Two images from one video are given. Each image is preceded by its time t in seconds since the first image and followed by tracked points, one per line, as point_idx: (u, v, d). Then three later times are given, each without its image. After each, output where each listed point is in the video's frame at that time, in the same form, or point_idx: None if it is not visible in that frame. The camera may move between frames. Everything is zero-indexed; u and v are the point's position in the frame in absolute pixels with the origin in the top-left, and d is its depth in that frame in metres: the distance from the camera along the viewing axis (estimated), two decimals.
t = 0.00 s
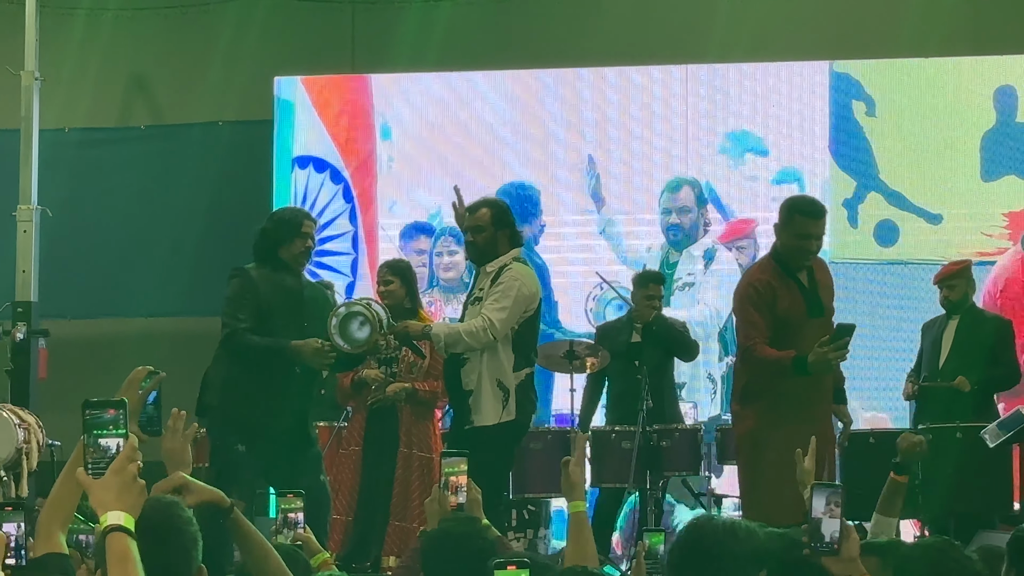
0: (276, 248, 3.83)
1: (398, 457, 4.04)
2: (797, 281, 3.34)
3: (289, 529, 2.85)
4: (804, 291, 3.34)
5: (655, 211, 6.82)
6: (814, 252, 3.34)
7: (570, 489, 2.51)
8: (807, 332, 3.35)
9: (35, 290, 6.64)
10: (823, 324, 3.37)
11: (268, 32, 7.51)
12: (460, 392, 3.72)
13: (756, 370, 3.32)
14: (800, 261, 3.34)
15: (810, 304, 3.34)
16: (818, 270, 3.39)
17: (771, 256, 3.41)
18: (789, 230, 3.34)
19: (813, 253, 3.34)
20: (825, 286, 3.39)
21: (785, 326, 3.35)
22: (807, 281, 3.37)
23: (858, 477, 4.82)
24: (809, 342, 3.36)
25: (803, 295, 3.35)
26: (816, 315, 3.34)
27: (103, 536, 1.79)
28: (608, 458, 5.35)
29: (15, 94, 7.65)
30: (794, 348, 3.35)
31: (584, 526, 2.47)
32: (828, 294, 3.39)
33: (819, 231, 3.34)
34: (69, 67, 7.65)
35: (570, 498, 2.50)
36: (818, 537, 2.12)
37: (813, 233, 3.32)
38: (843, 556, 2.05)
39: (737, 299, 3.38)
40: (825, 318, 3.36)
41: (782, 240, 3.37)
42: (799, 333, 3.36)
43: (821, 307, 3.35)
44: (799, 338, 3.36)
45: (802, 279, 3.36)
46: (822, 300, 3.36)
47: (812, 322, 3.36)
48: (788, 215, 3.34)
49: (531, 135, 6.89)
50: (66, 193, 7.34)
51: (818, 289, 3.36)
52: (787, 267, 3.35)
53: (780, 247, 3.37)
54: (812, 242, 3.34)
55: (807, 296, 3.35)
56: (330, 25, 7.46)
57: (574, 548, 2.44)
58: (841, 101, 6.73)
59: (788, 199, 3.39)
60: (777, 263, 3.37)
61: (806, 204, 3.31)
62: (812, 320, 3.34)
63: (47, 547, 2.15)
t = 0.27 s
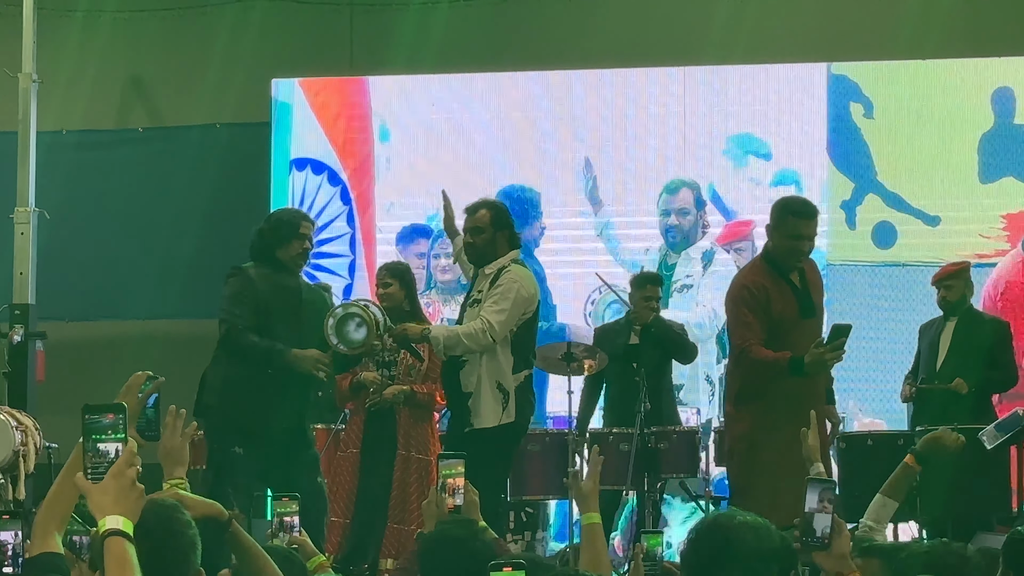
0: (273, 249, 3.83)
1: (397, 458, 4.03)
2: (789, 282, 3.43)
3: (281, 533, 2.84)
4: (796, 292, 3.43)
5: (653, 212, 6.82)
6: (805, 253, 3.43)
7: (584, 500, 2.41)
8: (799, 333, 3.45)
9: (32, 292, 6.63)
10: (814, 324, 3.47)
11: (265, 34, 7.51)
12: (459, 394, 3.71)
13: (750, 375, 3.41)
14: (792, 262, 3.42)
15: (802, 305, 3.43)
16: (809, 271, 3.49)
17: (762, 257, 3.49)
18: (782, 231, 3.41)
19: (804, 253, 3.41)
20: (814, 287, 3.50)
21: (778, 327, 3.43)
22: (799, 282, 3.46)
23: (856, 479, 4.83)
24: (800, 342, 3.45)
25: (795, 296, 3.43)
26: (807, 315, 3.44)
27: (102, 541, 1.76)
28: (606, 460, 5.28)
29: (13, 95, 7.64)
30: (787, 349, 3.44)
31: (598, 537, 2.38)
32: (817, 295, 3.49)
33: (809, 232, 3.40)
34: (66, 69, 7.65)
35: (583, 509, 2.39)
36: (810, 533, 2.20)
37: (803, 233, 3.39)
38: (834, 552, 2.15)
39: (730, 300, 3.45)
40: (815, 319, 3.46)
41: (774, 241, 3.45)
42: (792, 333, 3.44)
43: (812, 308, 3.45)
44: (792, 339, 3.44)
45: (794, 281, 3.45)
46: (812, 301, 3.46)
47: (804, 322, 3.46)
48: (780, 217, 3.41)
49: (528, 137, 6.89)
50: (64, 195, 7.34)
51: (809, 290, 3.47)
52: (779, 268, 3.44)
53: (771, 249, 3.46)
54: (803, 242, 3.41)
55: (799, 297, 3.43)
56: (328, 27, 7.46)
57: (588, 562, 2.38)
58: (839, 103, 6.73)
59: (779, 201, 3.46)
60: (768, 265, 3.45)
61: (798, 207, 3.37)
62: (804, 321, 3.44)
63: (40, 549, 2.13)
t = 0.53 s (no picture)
0: (272, 252, 3.82)
1: (397, 461, 4.03)
2: (788, 284, 3.43)
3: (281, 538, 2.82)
4: (796, 293, 3.43)
5: (654, 215, 6.82)
6: (803, 255, 3.42)
7: (604, 512, 2.32)
8: (799, 335, 3.44)
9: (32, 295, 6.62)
10: (813, 327, 3.46)
11: (264, 37, 7.51)
12: (462, 395, 3.69)
13: (752, 374, 3.40)
14: (789, 264, 3.42)
15: (802, 306, 3.43)
16: (808, 273, 3.48)
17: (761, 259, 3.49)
18: (779, 234, 3.41)
19: (802, 255, 3.41)
20: (814, 290, 3.49)
21: (777, 328, 3.43)
22: (797, 285, 3.46)
23: (857, 481, 4.82)
24: (800, 345, 3.44)
25: (794, 298, 3.43)
26: (806, 317, 3.43)
27: (105, 544, 1.76)
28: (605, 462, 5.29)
29: (13, 98, 7.63)
30: (787, 351, 3.43)
31: (620, 548, 2.28)
32: (817, 297, 3.49)
33: (806, 234, 3.40)
34: (66, 72, 7.64)
35: (601, 521, 2.30)
36: (823, 537, 2.20)
37: (800, 235, 3.38)
38: (847, 554, 2.12)
39: (730, 302, 3.45)
40: (814, 321, 3.46)
41: (772, 243, 3.44)
42: (791, 335, 3.43)
43: (811, 309, 3.45)
44: (792, 340, 3.43)
45: (794, 283, 3.45)
46: (812, 303, 3.45)
47: (804, 324, 3.45)
48: (777, 219, 3.41)
49: (529, 139, 6.88)
50: (64, 198, 7.35)
51: (809, 292, 3.46)
52: (777, 270, 3.43)
53: (769, 250, 3.45)
54: (800, 245, 3.41)
55: (797, 298, 3.43)
56: (327, 30, 7.46)
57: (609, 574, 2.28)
58: (840, 105, 6.73)
59: (777, 203, 3.45)
60: (766, 267, 3.45)
61: (793, 208, 3.38)
62: (803, 322, 3.43)
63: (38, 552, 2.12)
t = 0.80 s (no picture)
0: (277, 257, 3.82)
1: (402, 467, 3.99)
2: (800, 290, 3.41)
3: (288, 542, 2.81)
4: (808, 299, 3.40)
5: (658, 219, 6.81)
6: (814, 260, 3.41)
7: (621, 528, 2.24)
8: (811, 340, 3.41)
9: (36, 300, 6.62)
10: (827, 333, 3.42)
11: (268, 42, 7.52)
12: (466, 400, 3.68)
13: (765, 377, 3.37)
14: (801, 269, 3.40)
15: (814, 312, 3.41)
16: (821, 280, 3.44)
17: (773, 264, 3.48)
18: (790, 238, 3.39)
19: (813, 260, 3.39)
20: (828, 296, 3.45)
21: (789, 333, 3.40)
22: (811, 290, 3.42)
23: (864, 485, 4.80)
24: (812, 350, 3.41)
25: (806, 303, 3.41)
26: (818, 323, 3.41)
27: (109, 552, 1.75)
28: (610, 467, 5.29)
29: (18, 104, 7.65)
30: (797, 356, 3.40)
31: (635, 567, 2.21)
32: (831, 305, 3.44)
33: (818, 239, 3.38)
34: (70, 78, 7.66)
35: (617, 539, 2.22)
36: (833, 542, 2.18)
37: (812, 239, 3.37)
38: (856, 558, 2.12)
39: (741, 307, 3.44)
40: (828, 327, 3.42)
41: (784, 248, 3.42)
42: (804, 340, 3.41)
43: (824, 315, 3.42)
44: (805, 345, 3.40)
45: (806, 288, 3.42)
46: (823, 309, 3.42)
47: (817, 330, 3.42)
48: (788, 224, 3.39)
49: (533, 144, 6.88)
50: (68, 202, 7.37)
51: (822, 298, 3.42)
52: (789, 275, 3.42)
53: (781, 255, 3.44)
54: (811, 249, 3.39)
55: (809, 304, 3.41)
56: (331, 35, 7.47)
57: None
58: (844, 109, 6.72)
59: (789, 208, 3.44)
60: (779, 271, 3.44)
61: (806, 212, 3.36)
62: (816, 328, 3.40)
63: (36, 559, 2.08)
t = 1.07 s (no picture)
0: (284, 257, 3.81)
1: (407, 468, 4.01)
2: (823, 292, 3.30)
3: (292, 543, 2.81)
4: (829, 300, 3.30)
5: (662, 221, 6.82)
6: (838, 261, 3.31)
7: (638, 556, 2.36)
8: (834, 344, 3.29)
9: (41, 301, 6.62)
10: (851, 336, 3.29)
11: (271, 44, 7.52)
12: (468, 403, 3.68)
13: (782, 381, 3.29)
14: (823, 270, 3.29)
15: (836, 314, 3.29)
16: (845, 282, 3.33)
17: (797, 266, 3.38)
18: (811, 239, 3.30)
19: (836, 261, 3.29)
20: (853, 298, 3.33)
21: (810, 336, 3.30)
22: (833, 292, 3.31)
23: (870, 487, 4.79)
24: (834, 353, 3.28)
25: (828, 305, 3.30)
26: (841, 326, 3.29)
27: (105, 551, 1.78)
28: (615, 468, 5.29)
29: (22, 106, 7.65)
30: (818, 357, 3.29)
31: None
32: (856, 308, 3.32)
33: (841, 240, 3.29)
34: (74, 80, 7.66)
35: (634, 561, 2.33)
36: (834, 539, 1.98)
37: (833, 241, 3.28)
38: (856, 556, 1.92)
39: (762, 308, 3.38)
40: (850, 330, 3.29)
41: (806, 249, 3.32)
42: (825, 343, 3.29)
43: (847, 318, 3.30)
44: (826, 349, 3.29)
45: (829, 290, 3.30)
46: (847, 312, 3.30)
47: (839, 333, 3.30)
48: (809, 225, 3.30)
49: (538, 146, 6.87)
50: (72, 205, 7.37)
51: (844, 299, 3.30)
52: (812, 277, 3.31)
53: (803, 257, 3.34)
54: (833, 250, 3.29)
55: (831, 306, 3.29)
56: (335, 36, 7.47)
57: None
58: (849, 111, 6.70)
59: (811, 209, 3.35)
60: (802, 273, 3.34)
61: (826, 214, 3.26)
62: (837, 331, 3.29)
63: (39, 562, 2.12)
